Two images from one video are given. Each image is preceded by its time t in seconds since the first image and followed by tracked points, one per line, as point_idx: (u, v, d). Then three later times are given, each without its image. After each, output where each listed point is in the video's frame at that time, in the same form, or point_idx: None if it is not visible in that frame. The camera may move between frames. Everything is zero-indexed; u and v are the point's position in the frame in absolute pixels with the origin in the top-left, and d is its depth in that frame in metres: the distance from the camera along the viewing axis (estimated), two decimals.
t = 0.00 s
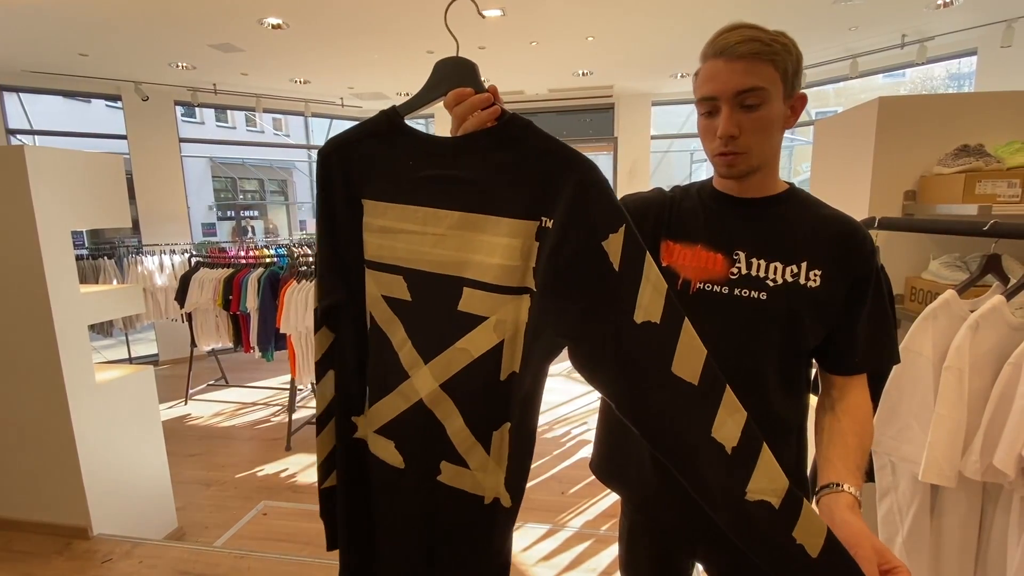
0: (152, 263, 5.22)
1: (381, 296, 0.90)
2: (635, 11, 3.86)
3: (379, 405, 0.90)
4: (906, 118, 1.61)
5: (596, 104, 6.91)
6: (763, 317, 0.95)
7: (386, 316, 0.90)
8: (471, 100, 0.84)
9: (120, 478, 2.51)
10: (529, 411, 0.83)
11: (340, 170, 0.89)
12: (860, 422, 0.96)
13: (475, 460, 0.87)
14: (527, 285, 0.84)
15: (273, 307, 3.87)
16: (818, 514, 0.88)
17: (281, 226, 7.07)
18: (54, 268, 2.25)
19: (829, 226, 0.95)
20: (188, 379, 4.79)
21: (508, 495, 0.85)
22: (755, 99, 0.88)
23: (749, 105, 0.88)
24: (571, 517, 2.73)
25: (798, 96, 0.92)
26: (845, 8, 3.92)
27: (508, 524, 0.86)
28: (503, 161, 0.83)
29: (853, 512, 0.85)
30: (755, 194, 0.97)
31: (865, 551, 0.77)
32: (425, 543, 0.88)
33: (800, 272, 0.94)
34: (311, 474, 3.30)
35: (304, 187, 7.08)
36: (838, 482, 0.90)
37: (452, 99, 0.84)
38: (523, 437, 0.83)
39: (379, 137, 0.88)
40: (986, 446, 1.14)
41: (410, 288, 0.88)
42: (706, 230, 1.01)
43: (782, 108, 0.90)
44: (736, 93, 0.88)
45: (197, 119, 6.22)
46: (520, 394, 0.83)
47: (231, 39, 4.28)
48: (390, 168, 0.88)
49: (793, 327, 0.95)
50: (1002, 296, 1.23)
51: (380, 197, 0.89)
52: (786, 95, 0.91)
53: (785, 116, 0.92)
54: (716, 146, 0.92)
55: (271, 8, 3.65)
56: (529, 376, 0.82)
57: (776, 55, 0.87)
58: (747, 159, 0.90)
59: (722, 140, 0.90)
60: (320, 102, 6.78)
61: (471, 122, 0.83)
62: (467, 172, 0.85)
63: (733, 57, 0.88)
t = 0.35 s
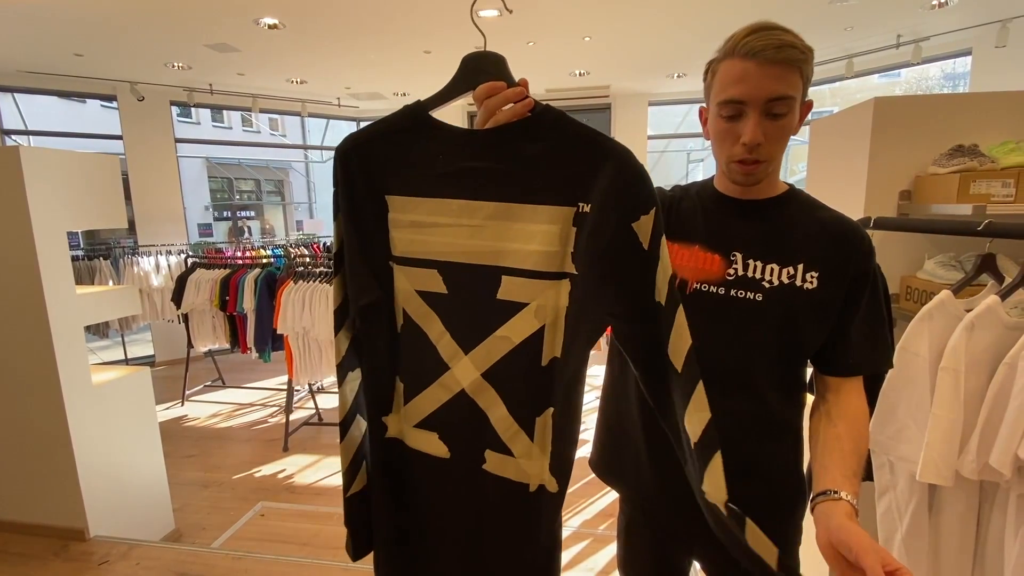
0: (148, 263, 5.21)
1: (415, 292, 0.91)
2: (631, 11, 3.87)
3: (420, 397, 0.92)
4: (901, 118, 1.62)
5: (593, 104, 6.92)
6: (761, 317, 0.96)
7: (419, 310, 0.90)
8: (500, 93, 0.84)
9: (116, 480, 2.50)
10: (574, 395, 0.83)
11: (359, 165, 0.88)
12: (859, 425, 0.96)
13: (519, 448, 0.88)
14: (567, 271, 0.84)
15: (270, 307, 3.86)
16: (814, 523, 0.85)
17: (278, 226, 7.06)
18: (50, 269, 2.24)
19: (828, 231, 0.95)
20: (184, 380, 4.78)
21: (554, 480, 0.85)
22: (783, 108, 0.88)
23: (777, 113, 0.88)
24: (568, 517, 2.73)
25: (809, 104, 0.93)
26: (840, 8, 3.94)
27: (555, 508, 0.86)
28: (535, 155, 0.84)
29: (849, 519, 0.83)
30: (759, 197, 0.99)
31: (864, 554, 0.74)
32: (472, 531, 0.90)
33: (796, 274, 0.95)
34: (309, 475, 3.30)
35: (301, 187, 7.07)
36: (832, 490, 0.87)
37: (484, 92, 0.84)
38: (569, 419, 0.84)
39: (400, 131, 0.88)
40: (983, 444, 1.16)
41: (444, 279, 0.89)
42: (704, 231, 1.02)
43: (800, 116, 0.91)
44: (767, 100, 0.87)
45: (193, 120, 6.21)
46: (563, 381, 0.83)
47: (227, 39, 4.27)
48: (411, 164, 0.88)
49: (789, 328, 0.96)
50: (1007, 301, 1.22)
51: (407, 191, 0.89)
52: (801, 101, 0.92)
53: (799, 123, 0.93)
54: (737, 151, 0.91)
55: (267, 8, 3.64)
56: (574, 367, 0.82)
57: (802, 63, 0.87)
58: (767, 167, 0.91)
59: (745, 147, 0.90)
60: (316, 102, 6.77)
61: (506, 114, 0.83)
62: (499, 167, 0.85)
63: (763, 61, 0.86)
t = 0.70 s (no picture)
0: (143, 264, 5.20)
1: (414, 287, 0.91)
2: (627, 11, 3.88)
3: (413, 392, 0.93)
4: (895, 118, 1.63)
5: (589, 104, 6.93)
6: (757, 318, 0.97)
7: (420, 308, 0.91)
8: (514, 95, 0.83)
9: (113, 481, 2.50)
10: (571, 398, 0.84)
11: (360, 155, 0.87)
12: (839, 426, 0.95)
13: (512, 445, 0.88)
14: (570, 280, 0.85)
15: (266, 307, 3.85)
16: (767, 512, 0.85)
17: (274, 226, 7.04)
18: (46, 269, 2.24)
19: (829, 237, 0.95)
20: (181, 380, 4.76)
21: (543, 477, 0.86)
22: (748, 101, 0.87)
23: (742, 107, 0.88)
24: (565, 516, 2.74)
25: (797, 101, 0.92)
26: (836, 9, 3.96)
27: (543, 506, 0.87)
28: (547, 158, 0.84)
29: (803, 517, 0.83)
30: (753, 196, 0.98)
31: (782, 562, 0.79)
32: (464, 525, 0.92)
33: (793, 276, 0.95)
34: (306, 475, 3.30)
35: (297, 187, 7.06)
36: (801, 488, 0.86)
37: (501, 96, 0.83)
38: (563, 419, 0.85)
39: (408, 123, 0.87)
40: (974, 441, 1.17)
41: (447, 280, 0.89)
42: (701, 230, 1.03)
43: (778, 112, 0.90)
44: (729, 94, 0.88)
45: (188, 119, 6.19)
46: (560, 382, 0.84)
47: (223, 39, 4.27)
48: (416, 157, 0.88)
49: (784, 330, 0.97)
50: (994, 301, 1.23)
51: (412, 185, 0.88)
52: (787, 98, 0.90)
53: (785, 118, 0.91)
54: (708, 146, 0.92)
55: (263, 7, 3.63)
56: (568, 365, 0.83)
57: (774, 59, 0.88)
58: (737, 161, 0.90)
59: (713, 141, 0.90)
60: (313, 102, 6.76)
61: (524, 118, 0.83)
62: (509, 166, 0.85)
63: (731, 58, 0.88)
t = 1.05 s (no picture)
0: (138, 263, 5.18)
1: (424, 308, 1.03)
2: (621, 11, 3.90)
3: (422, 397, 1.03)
4: (884, 119, 1.66)
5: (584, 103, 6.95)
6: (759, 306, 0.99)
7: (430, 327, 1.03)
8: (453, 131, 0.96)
9: (108, 480, 2.50)
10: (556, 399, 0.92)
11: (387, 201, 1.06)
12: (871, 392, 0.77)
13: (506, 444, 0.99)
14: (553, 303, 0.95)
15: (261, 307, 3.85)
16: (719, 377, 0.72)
17: (269, 226, 7.03)
18: (40, 269, 2.23)
19: (830, 227, 0.95)
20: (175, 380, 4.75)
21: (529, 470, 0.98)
22: (760, 101, 0.90)
23: (753, 107, 0.90)
24: (561, 512, 2.76)
25: (812, 103, 0.93)
26: (828, 10, 3.99)
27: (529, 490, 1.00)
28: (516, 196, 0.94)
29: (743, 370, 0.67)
30: (764, 192, 1.00)
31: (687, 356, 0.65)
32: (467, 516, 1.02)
33: (798, 264, 0.96)
34: (301, 474, 3.30)
35: (292, 186, 7.05)
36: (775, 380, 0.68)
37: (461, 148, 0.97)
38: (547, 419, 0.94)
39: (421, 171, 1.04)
40: (956, 433, 1.20)
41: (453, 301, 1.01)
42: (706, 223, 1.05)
43: (790, 112, 0.91)
44: (742, 95, 0.90)
45: (182, 118, 6.17)
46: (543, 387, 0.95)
47: (218, 37, 4.25)
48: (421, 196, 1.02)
49: (786, 319, 0.98)
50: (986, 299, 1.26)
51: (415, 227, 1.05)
52: (797, 100, 0.91)
53: (796, 119, 0.93)
54: (721, 145, 0.94)
55: (258, 6, 3.63)
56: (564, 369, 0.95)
57: (788, 60, 0.89)
58: (749, 160, 0.92)
59: (726, 140, 0.93)
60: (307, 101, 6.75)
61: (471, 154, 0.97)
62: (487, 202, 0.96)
63: (743, 59, 0.90)
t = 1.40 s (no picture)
0: (136, 263, 5.18)
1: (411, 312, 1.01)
2: (619, 12, 3.91)
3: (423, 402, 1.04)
4: (881, 119, 1.67)
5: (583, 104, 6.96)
6: (773, 308, 1.01)
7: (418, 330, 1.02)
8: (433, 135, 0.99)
9: (107, 480, 2.50)
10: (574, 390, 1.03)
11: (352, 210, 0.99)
12: (836, 361, 0.82)
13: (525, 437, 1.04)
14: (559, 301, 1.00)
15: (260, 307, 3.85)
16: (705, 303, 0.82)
17: (268, 226, 7.02)
18: (38, 270, 2.23)
19: (842, 228, 0.98)
20: (174, 380, 4.75)
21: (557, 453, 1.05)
22: (783, 99, 0.92)
23: (777, 105, 0.92)
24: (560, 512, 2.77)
25: (833, 103, 0.96)
26: (826, 10, 4.00)
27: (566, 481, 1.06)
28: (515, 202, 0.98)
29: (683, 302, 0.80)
30: (784, 193, 1.03)
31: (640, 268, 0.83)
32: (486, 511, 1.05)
33: (812, 266, 0.98)
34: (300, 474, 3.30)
35: (291, 187, 7.05)
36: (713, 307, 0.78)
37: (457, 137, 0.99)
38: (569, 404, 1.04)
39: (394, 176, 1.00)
40: (951, 433, 1.21)
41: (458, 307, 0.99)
42: (723, 228, 1.08)
43: (813, 112, 0.94)
44: (766, 91, 0.92)
45: (181, 118, 6.17)
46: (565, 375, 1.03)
47: (216, 38, 4.26)
48: (395, 206, 0.99)
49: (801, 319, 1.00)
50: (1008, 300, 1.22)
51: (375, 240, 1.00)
52: (821, 100, 0.94)
53: (818, 119, 0.96)
54: (742, 142, 0.97)
55: (256, 7, 3.63)
56: (565, 363, 1.02)
57: (814, 58, 0.91)
58: (769, 158, 0.95)
59: (748, 136, 0.95)
60: (306, 101, 6.76)
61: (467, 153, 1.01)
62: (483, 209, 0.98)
63: (768, 56, 0.92)
